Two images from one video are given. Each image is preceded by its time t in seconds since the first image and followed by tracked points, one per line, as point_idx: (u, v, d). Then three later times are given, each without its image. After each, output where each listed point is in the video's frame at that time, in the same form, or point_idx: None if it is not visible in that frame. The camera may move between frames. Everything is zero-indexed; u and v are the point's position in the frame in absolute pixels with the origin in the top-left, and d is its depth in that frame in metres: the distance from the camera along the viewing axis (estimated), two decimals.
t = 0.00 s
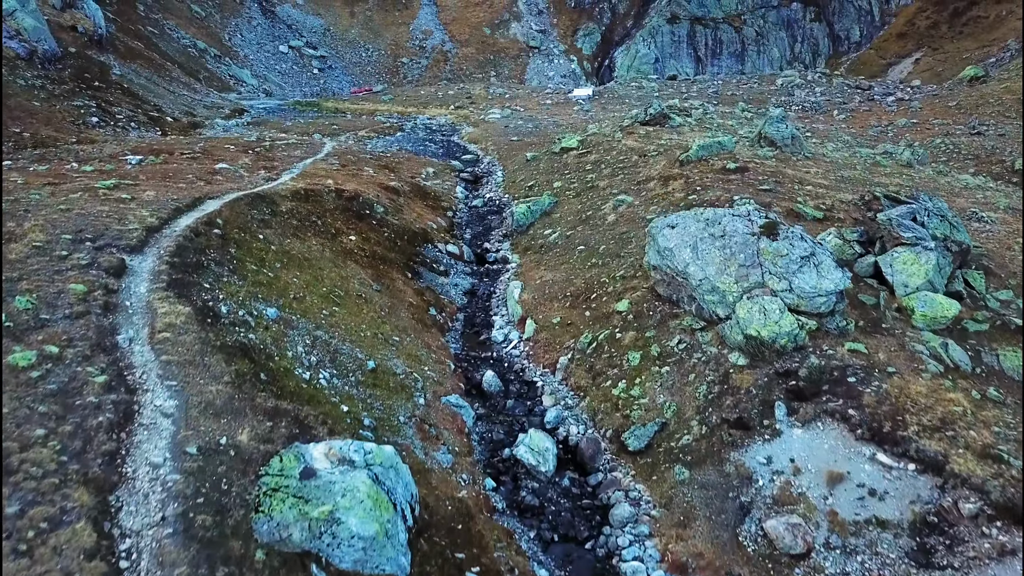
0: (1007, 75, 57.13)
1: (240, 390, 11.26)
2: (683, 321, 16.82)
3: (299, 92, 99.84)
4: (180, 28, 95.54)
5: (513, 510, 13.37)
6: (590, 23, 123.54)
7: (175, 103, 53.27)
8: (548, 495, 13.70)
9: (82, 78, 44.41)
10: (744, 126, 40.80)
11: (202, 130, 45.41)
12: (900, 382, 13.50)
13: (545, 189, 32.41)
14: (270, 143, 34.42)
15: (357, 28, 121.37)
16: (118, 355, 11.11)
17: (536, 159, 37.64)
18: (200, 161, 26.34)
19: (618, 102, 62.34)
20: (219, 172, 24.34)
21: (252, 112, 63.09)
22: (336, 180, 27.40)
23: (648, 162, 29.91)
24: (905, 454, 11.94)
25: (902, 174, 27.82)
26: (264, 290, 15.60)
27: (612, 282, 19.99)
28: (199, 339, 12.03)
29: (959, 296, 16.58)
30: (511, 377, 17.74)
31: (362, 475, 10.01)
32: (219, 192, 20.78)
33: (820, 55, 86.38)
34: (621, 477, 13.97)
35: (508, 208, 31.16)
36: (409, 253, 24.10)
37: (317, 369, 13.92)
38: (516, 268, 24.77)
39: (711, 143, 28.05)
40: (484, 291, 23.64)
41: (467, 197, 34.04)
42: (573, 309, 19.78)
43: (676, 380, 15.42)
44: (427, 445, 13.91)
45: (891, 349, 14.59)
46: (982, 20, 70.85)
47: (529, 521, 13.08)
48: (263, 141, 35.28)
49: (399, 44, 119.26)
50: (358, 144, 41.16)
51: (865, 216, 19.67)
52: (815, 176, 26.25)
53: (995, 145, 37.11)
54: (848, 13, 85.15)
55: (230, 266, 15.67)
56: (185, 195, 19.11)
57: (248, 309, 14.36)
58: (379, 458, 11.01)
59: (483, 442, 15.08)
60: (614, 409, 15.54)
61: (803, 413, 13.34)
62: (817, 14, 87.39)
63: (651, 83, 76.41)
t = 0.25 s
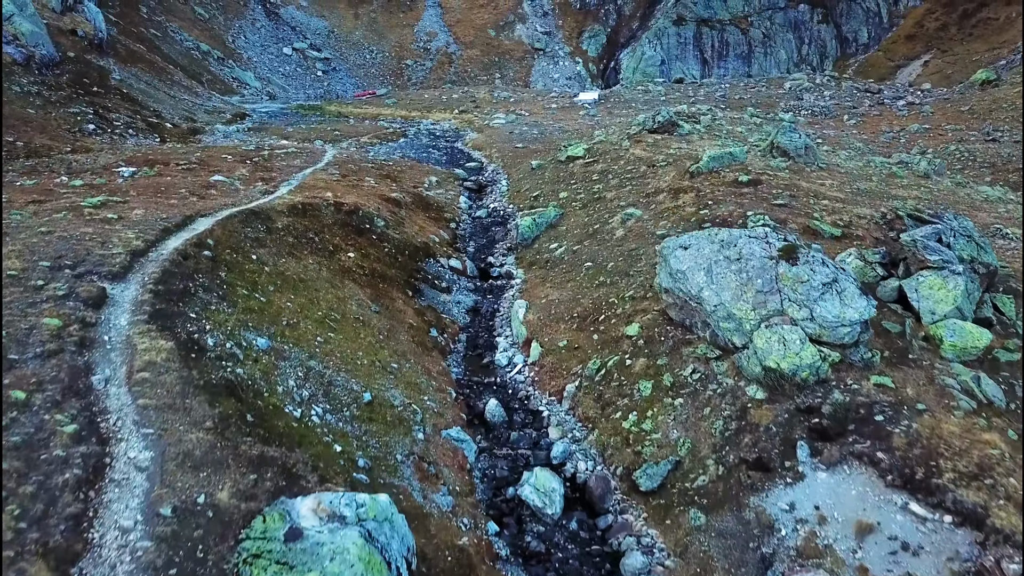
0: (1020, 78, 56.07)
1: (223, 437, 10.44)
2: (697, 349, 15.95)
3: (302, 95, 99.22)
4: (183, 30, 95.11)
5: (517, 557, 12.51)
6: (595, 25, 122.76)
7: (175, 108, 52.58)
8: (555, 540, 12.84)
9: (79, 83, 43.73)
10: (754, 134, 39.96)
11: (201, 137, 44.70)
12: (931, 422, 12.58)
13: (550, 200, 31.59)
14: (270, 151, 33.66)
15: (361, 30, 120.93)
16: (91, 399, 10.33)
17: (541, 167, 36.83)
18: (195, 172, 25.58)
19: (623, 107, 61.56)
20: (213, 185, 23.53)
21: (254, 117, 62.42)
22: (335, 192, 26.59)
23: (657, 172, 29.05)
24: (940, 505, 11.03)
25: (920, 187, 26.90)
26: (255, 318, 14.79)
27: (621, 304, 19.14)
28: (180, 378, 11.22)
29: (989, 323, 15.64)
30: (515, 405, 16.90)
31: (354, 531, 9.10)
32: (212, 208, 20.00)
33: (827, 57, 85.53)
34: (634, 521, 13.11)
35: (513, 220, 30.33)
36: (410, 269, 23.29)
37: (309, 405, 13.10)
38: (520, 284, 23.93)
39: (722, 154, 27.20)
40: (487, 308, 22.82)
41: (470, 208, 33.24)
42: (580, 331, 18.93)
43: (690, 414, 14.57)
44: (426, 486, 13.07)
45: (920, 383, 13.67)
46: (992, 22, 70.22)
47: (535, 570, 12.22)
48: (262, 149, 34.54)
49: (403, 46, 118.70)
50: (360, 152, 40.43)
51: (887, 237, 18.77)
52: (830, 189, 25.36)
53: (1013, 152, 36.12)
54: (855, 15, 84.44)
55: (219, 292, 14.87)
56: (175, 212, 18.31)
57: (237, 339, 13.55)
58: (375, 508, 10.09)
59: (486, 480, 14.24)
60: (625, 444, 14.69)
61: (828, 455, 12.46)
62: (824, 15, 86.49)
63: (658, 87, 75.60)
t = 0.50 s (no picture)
0: None
1: (202, 492, 9.62)
2: (715, 380, 15.04)
3: (308, 97, 98.50)
4: (189, 32, 94.81)
5: None
6: (603, 27, 121.74)
7: (178, 113, 51.95)
8: None
9: (80, 89, 43.12)
10: (767, 142, 38.99)
11: (203, 144, 44.04)
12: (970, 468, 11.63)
13: (558, 212, 30.70)
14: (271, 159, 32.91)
15: (368, 32, 120.47)
16: (60, 452, 9.55)
17: (549, 176, 35.96)
18: (192, 185, 24.83)
19: (632, 112, 60.69)
20: (209, 199, 22.75)
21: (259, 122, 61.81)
22: (336, 204, 25.78)
23: (668, 184, 28.13)
24: (984, 566, 10.09)
25: (943, 200, 25.84)
26: (247, 348, 13.98)
27: (633, 328, 18.23)
28: (159, 424, 10.40)
29: None
30: (521, 438, 16.05)
31: None
32: (206, 225, 19.22)
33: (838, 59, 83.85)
34: (648, 571, 12.24)
35: (519, 233, 29.47)
36: (413, 287, 22.45)
37: (301, 446, 12.27)
38: (527, 303, 23.06)
39: (737, 166, 26.26)
40: (493, 328, 21.96)
41: (476, 218, 32.39)
42: (590, 356, 18.03)
43: (709, 452, 13.67)
44: (424, 533, 12.19)
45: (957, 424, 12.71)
46: (1004, 24, 68.96)
47: None
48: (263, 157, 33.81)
49: (410, 48, 118.05)
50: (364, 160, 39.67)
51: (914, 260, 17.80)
52: (849, 203, 24.39)
53: None
54: (866, 16, 83.10)
55: (208, 320, 14.06)
56: (166, 231, 17.52)
57: (225, 373, 12.72)
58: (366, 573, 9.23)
59: (489, 523, 13.37)
60: (638, 485, 13.82)
61: (858, 505, 11.54)
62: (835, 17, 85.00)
63: (667, 91, 74.68)
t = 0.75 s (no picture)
0: None
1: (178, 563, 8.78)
2: (736, 417, 14.10)
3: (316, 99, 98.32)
4: (197, 35, 94.73)
5: None
6: (613, 28, 120.54)
7: (182, 118, 51.27)
8: None
9: (82, 95, 42.48)
10: (781, 151, 37.97)
11: (206, 150, 43.37)
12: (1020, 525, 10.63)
13: (568, 223, 29.79)
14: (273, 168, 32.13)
15: (376, 33, 119.99)
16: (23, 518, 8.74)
17: (558, 186, 35.05)
18: (190, 198, 24.04)
19: (642, 117, 59.70)
20: (205, 213, 21.94)
21: (265, 127, 61.18)
22: (338, 218, 24.94)
23: (682, 196, 27.18)
24: None
25: (971, 214, 24.70)
26: (236, 382, 13.15)
27: (647, 355, 17.29)
28: (134, 480, 9.58)
29: None
30: (529, 475, 15.17)
31: None
32: (200, 244, 18.40)
33: (851, 61, 82.74)
34: None
35: (528, 246, 28.56)
36: (416, 305, 21.56)
37: (291, 494, 11.42)
38: (536, 322, 22.14)
39: (754, 179, 25.25)
40: (499, 348, 21.06)
41: (483, 230, 31.52)
42: (601, 384, 17.11)
43: (730, 498, 12.75)
44: None
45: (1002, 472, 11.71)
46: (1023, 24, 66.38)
47: None
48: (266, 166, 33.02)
49: (418, 50, 117.39)
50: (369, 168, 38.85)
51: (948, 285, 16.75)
52: (873, 219, 23.33)
53: None
54: (880, 18, 80.84)
55: (196, 353, 13.22)
56: (157, 252, 16.70)
57: (210, 413, 11.87)
58: None
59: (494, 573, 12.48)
60: (654, 533, 12.92)
61: (896, 564, 10.59)
62: (847, 19, 83.41)
63: (678, 95, 73.66)
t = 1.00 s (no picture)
0: None
1: None
2: (759, 459, 13.13)
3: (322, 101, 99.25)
4: (204, 37, 94.83)
5: None
6: (621, 30, 119.50)
7: (185, 123, 50.54)
8: None
9: (82, 101, 41.76)
10: (796, 160, 37.00)
11: (207, 158, 42.61)
12: None
13: (577, 236, 28.85)
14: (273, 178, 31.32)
15: (383, 36, 119.46)
16: None
17: (566, 197, 34.13)
18: (185, 213, 23.22)
19: (652, 122, 58.74)
20: (199, 230, 21.08)
21: (269, 132, 60.49)
22: (338, 233, 24.06)
23: (695, 210, 26.21)
24: None
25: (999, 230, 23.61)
26: (222, 422, 12.25)
27: (661, 385, 16.33)
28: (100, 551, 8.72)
29: None
30: (536, 518, 14.27)
31: None
32: (191, 265, 17.52)
33: (863, 63, 81.19)
34: None
35: (535, 261, 27.63)
36: (417, 326, 20.63)
37: (277, 553, 10.53)
38: (543, 344, 21.18)
39: (771, 194, 24.24)
40: (505, 372, 20.11)
41: (489, 242, 30.61)
42: (612, 416, 16.15)
43: (753, 552, 11.81)
44: None
45: None
46: None
47: None
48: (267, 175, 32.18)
49: (426, 51, 117.09)
50: (373, 176, 38.04)
51: (984, 314, 15.69)
52: (896, 236, 22.29)
53: None
54: (892, 20, 80.00)
55: (179, 391, 12.32)
56: (143, 276, 15.81)
57: (191, 462, 10.98)
58: None
59: None
60: None
61: None
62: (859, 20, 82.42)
63: (689, 99, 72.69)
